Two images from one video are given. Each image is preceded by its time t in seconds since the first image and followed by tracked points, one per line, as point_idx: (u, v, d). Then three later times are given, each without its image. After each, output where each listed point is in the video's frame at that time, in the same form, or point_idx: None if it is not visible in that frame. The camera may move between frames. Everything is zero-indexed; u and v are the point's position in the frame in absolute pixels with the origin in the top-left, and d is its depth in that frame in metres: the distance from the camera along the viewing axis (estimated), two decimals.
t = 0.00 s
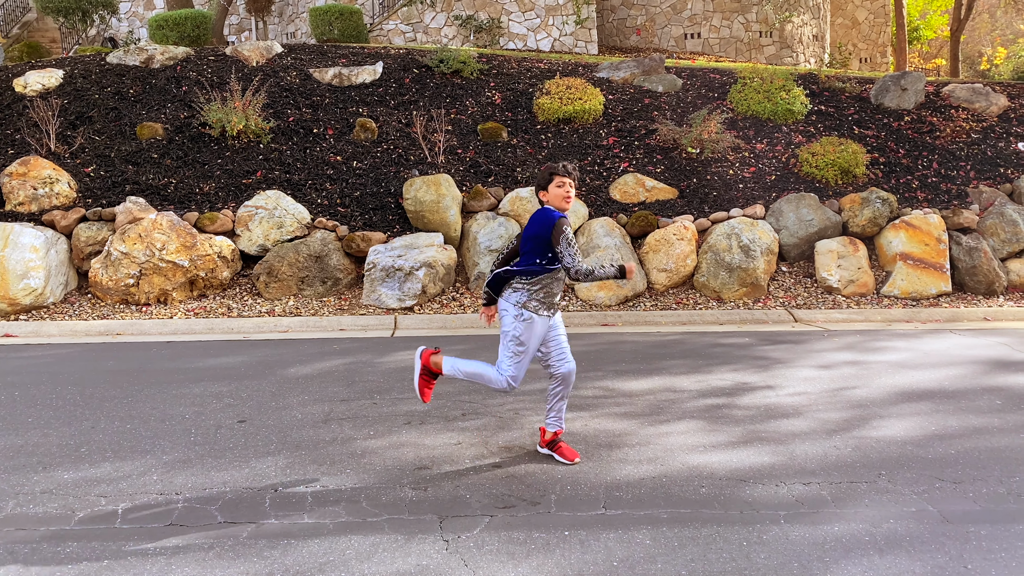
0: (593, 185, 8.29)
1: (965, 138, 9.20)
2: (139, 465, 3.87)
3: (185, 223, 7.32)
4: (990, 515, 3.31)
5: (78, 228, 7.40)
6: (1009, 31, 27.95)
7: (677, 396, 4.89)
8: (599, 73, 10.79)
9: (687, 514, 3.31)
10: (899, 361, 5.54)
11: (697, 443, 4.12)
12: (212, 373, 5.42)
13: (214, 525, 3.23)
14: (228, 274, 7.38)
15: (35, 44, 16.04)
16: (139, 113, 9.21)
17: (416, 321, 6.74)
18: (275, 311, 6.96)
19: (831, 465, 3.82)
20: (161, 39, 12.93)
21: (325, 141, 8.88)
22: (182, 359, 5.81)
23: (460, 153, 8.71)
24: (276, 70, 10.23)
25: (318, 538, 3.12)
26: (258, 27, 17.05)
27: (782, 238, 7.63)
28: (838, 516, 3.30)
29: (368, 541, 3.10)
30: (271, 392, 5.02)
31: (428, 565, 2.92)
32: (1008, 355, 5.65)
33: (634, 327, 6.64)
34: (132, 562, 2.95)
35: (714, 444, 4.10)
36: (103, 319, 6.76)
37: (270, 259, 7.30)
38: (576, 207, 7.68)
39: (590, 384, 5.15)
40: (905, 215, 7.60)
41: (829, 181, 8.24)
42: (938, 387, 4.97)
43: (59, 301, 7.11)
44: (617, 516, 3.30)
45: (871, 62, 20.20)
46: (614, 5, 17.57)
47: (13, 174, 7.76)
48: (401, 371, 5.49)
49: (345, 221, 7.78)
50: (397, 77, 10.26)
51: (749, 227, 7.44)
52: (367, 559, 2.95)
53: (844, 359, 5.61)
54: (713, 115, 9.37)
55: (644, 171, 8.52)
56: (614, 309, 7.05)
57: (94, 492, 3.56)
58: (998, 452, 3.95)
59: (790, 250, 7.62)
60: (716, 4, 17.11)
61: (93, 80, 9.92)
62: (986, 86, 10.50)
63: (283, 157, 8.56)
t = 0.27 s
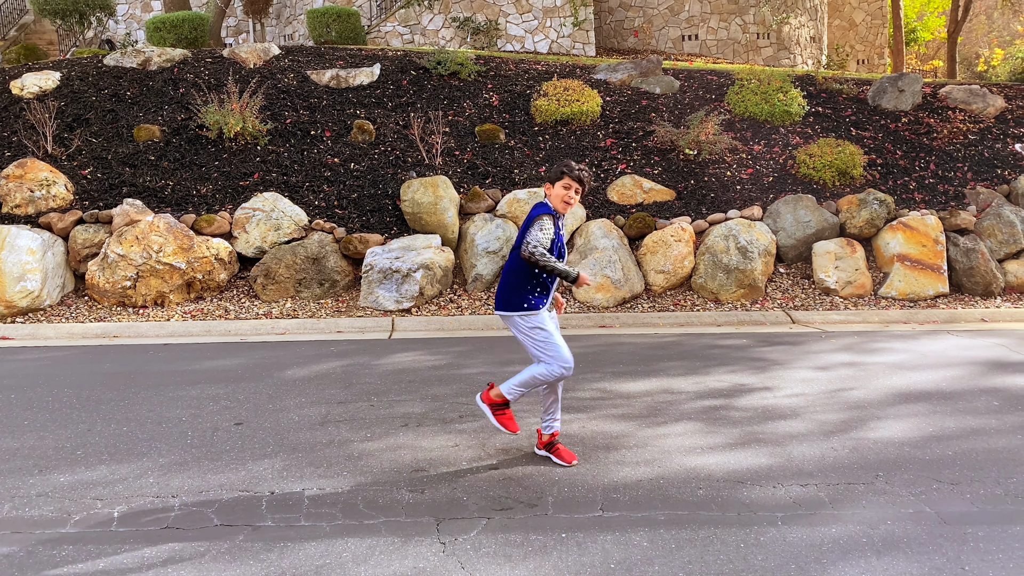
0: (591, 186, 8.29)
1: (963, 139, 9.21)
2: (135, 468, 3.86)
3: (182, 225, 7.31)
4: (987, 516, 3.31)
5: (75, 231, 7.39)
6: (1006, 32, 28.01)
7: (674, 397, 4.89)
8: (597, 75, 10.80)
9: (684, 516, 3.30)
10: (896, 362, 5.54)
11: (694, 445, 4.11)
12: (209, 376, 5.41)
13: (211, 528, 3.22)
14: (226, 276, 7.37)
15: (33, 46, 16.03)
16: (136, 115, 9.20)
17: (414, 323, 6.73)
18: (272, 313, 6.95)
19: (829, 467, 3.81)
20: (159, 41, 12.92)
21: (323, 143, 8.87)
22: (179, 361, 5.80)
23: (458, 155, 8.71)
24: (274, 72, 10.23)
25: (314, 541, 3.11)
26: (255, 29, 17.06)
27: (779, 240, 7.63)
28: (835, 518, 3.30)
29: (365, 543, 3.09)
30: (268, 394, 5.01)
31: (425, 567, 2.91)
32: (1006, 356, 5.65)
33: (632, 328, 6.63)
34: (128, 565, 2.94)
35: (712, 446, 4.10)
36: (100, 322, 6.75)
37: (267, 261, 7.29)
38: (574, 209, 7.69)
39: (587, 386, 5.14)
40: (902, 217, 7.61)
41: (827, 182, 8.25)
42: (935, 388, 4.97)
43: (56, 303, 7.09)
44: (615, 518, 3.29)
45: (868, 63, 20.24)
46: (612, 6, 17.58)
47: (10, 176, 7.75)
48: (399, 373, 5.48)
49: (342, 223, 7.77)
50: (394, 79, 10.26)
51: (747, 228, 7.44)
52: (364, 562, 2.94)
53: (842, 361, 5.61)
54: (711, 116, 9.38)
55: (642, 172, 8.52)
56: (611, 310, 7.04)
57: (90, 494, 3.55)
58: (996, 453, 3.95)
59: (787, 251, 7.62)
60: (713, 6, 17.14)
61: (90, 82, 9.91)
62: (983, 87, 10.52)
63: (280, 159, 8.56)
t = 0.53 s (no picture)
0: (589, 189, 8.30)
1: (960, 141, 9.22)
2: (133, 471, 3.85)
3: (180, 228, 7.30)
4: (985, 518, 3.31)
5: (73, 233, 7.39)
6: (1004, 34, 28.06)
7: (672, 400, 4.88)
8: (595, 77, 10.81)
9: (682, 519, 3.30)
10: (894, 364, 5.55)
11: (693, 447, 4.12)
12: (207, 379, 5.40)
13: (208, 531, 3.22)
14: (224, 279, 7.37)
15: (32, 49, 16.05)
16: (134, 118, 9.21)
17: (412, 325, 6.73)
18: (270, 316, 6.95)
19: (827, 469, 3.81)
20: (158, 44, 12.93)
21: (322, 146, 8.87)
22: (177, 364, 5.79)
23: (456, 157, 8.71)
24: (272, 75, 10.23)
25: (312, 544, 3.11)
26: (255, 31, 17.08)
27: (778, 242, 7.61)
28: (833, 520, 3.29)
29: (362, 546, 3.09)
30: (266, 397, 5.00)
31: (422, 570, 2.91)
32: (1004, 358, 5.65)
33: (630, 330, 6.63)
34: (125, 568, 2.93)
35: (710, 448, 4.10)
36: (98, 324, 6.74)
37: (266, 263, 7.29)
38: (572, 211, 7.69)
39: (585, 388, 5.14)
40: (900, 219, 7.62)
41: (825, 184, 8.26)
42: (933, 390, 4.97)
43: (54, 306, 7.09)
44: (613, 521, 3.29)
45: (866, 65, 20.27)
46: (610, 9, 17.60)
47: (8, 179, 7.74)
48: (397, 375, 5.48)
49: (341, 225, 7.77)
50: (393, 81, 10.27)
51: (745, 230, 7.44)
52: (361, 565, 2.94)
53: (840, 363, 5.61)
54: (709, 119, 9.38)
55: (640, 175, 8.53)
56: (610, 312, 7.04)
57: (87, 498, 3.54)
58: (993, 456, 3.95)
59: (786, 253, 7.61)
60: (711, 9, 17.18)
61: (88, 85, 9.91)
62: (981, 89, 10.53)
63: (279, 161, 8.56)
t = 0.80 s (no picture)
0: (589, 190, 8.30)
1: (960, 142, 9.22)
2: (132, 472, 3.85)
3: (180, 229, 7.30)
4: (984, 520, 3.31)
5: (74, 234, 7.40)
6: (1005, 36, 28.04)
7: (672, 401, 4.89)
8: (595, 78, 10.82)
9: (681, 521, 3.30)
10: (894, 366, 5.54)
11: (692, 449, 4.12)
12: (207, 380, 5.40)
13: (207, 533, 3.22)
14: (224, 280, 7.37)
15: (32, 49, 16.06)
16: (134, 119, 9.21)
17: (412, 326, 6.73)
18: (270, 317, 6.95)
19: (826, 471, 3.81)
20: (158, 45, 12.93)
21: (322, 147, 8.88)
22: (177, 365, 5.80)
23: (456, 159, 8.71)
24: (272, 76, 10.24)
25: (311, 546, 3.11)
26: (255, 32, 17.09)
27: (778, 243, 7.61)
28: (832, 522, 3.29)
29: (361, 548, 3.09)
30: (265, 398, 5.01)
31: (421, 572, 2.91)
32: (1004, 359, 5.65)
33: (630, 332, 6.63)
34: (124, 569, 2.93)
35: (709, 450, 4.10)
36: (98, 326, 6.75)
37: (265, 265, 7.29)
38: (572, 212, 7.69)
39: (585, 390, 5.14)
40: (900, 220, 7.61)
41: (825, 186, 8.25)
42: (932, 391, 4.97)
43: (54, 307, 7.09)
44: (612, 523, 3.29)
45: (867, 67, 20.26)
46: (611, 10, 17.60)
47: (8, 180, 7.75)
48: (396, 377, 5.48)
49: (341, 227, 7.77)
50: (393, 83, 10.27)
51: (745, 232, 7.44)
52: (360, 567, 2.94)
53: (839, 364, 5.60)
54: (709, 120, 9.38)
55: (640, 176, 8.53)
56: (609, 314, 7.04)
57: (86, 499, 3.55)
58: (992, 458, 3.95)
59: (786, 254, 7.61)
60: (711, 10, 17.21)
61: (89, 86, 9.92)
62: (981, 91, 10.53)
63: (279, 163, 8.57)
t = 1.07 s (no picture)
0: (591, 189, 8.29)
1: (964, 141, 9.18)
2: (133, 471, 3.85)
3: (183, 227, 7.30)
4: (987, 519, 3.30)
5: (76, 233, 7.40)
6: (1009, 34, 27.94)
7: (674, 400, 4.88)
8: (598, 77, 10.81)
9: (683, 519, 3.29)
10: (898, 365, 5.52)
11: (694, 447, 4.11)
12: (209, 378, 5.40)
13: (209, 531, 3.22)
14: (226, 279, 7.38)
15: (35, 49, 16.09)
16: (137, 118, 9.22)
17: (414, 325, 6.73)
18: (272, 316, 6.96)
19: (829, 470, 3.80)
20: (160, 44, 12.95)
21: (324, 146, 8.88)
22: (179, 363, 5.80)
23: (459, 157, 8.70)
24: (275, 75, 10.24)
25: (312, 544, 3.10)
26: (258, 31, 17.09)
27: (781, 242, 7.59)
28: (835, 521, 3.28)
29: (362, 546, 3.08)
30: (267, 397, 5.01)
31: (422, 571, 2.90)
32: (1008, 358, 5.62)
33: (633, 330, 6.62)
34: (125, 567, 2.93)
35: (712, 449, 4.09)
36: (100, 324, 6.75)
37: (268, 263, 7.29)
38: (575, 211, 7.68)
39: (587, 388, 5.14)
40: (903, 219, 7.58)
41: (828, 184, 8.23)
42: (936, 390, 4.96)
43: (56, 306, 7.10)
44: (614, 521, 3.28)
45: (870, 65, 20.21)
46: (613, 9, 17.58)
47: (11, 178, 7.76)
48: (398, 375, 5.48)
49: (343, 225, 7.76)
50: (395, 81, 10.27)
51: (748, 230, 7.42)
52: (361, 565, 2.94)
53: (843, 363, 5.59)
54: (712, 118, 9.36)
55: (643, 174, 8.51)
56: (612, 312, 7.02)
57: (87, 497, 3.55)
58: (996, 457, 3.94)
59: (789, 253, 7.59)
60: (714, 8, 17.15)
61: (91, 85, 9.94)
62: (985, 89, 10.49)
63: (281, 161, 8.57)
